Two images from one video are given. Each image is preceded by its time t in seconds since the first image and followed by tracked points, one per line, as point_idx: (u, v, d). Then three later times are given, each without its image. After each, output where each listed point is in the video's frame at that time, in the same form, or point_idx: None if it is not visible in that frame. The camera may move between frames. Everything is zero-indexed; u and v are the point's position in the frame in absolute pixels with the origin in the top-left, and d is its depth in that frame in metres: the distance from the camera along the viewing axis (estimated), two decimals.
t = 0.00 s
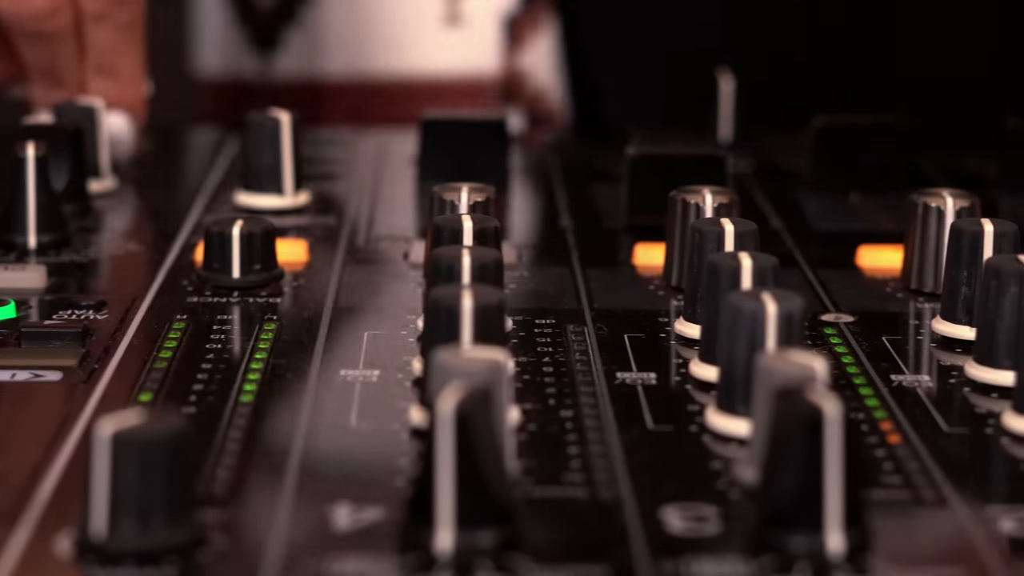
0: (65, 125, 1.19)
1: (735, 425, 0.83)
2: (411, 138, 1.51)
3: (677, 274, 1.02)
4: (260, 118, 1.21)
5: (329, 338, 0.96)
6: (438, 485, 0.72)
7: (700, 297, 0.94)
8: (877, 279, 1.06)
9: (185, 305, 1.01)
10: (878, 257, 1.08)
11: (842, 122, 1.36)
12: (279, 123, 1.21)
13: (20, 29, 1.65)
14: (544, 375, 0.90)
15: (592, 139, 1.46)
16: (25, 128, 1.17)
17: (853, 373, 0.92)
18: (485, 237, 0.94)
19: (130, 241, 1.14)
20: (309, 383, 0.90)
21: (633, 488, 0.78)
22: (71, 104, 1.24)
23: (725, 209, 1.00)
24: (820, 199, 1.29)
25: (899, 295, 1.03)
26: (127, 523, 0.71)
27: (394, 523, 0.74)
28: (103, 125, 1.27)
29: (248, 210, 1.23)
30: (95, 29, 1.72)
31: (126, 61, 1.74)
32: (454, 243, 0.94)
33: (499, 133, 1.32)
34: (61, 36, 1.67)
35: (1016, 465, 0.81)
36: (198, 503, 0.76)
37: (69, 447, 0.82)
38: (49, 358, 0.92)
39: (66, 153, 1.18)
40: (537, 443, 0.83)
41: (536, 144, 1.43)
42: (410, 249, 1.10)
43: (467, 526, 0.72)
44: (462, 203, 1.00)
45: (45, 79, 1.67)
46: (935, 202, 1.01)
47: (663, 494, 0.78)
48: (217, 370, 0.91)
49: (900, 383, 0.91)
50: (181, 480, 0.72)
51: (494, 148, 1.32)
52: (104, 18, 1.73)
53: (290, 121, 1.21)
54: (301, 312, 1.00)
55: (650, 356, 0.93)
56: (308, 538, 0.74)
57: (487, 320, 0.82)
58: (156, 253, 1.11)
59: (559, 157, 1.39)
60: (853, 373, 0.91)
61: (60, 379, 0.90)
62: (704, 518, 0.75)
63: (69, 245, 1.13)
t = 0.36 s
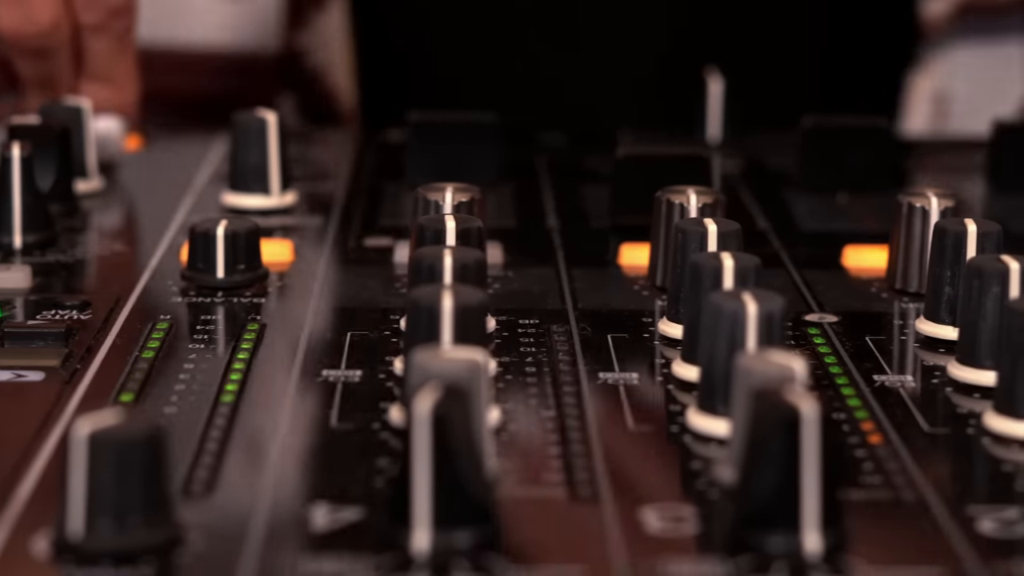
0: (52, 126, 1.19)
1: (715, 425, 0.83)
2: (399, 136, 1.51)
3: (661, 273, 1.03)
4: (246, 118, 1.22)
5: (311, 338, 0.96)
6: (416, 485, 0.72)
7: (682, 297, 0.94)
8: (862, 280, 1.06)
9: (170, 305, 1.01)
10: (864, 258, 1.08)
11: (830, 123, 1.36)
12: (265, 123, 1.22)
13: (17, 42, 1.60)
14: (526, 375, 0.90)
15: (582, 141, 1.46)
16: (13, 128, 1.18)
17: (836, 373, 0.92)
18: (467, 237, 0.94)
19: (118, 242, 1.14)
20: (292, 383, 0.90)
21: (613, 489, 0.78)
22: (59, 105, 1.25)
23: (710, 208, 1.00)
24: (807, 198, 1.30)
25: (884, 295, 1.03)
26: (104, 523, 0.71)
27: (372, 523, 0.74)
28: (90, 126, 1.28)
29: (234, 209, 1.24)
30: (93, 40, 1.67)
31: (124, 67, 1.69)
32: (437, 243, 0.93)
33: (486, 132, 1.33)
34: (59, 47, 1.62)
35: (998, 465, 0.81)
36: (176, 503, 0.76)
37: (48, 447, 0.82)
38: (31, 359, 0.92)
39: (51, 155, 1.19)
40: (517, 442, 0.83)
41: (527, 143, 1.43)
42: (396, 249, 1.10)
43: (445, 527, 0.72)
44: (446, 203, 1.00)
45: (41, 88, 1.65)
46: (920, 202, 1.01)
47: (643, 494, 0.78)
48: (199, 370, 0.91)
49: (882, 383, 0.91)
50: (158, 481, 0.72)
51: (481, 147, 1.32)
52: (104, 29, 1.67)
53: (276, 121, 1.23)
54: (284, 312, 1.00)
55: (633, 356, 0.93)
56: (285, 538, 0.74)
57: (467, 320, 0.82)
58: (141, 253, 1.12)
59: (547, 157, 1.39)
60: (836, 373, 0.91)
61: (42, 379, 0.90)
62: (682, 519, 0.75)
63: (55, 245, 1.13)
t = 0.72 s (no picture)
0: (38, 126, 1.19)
1: (696, 425, 0.83)
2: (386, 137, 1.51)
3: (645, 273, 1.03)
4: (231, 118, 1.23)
5: (293, 338, 0.96)
6: (393, 485, 0.72)
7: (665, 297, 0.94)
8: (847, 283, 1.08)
9: (153, 305, 1.01)
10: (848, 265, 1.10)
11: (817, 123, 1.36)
12: (251, 122, 1.23)
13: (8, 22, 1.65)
14: (508, 375, 0.90)
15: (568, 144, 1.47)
16: None
17: (818, 373, 0.91)
18: (450, 237, 0.94)
19: (103, 243, 1.14)
20: (273, 383, 0.90)
21: (591, 489, 0.78)
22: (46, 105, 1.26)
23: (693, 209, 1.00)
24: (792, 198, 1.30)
25: (868, 295, 1.03)
26: (80, 523, 0.71)
27: (350, 523, 0.74)
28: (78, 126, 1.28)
29: (221, 210, 1.24)
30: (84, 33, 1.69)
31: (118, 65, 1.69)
32: (419, 242, 0.93)
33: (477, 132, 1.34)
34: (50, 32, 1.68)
35: (978, 465, 0.81)
36: (154, 504, 0.75)
37: (28, 446, 0.82)
38: (13, 358, 0.92)
39: (37, 157, 1.19)
40: (496, 442, 0.82)
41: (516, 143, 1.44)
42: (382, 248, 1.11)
43: (421, 527, 0.72)
44: (430, 203, 1.00)
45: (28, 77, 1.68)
46: (904, 202, 1.02)
47: (622, 494, 0.78)
48: (180, 370, 0.91)
49: (864, 383, 0.91)
50: (134, 481, 0.72)
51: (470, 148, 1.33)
52: (97, 21, 1.70)
53: (262, 120, 1.23)
54: (267, 312, 1.00)
55: (615, 356, 0.93)
56: (263, 538, 0.73)
57: (447, 319, 0.82)
58: (126, 254, 1.12)
59: (535, 157, 1.40)
60: (817, 374, 0.91)
61: (24, 378, 0.90)
62: (660, 519, 0.75)
63: (40, 245, 1.13)
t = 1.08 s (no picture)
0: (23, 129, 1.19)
1: (675, 425, 0.83)
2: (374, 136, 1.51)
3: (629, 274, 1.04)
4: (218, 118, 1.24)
5: (276, 338, 0.96)
6: (369, 485, 0.72)
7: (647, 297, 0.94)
8: (830, 283, 1.08)
9: (137, 305, 1.01)
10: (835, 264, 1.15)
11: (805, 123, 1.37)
12: (237, 123, 1.24)
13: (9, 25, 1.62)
14: (490, 375, 0.90)
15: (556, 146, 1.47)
16: None
17: (801, 373, 0.91)
18: (433, 236, 0.94)
19: (89, 244, 1.14)
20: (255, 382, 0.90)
21: (570, 489, 0.78)
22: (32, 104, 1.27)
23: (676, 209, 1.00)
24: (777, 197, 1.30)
25: (852, 295, 1.03)
26: (56, 523, 0.71)
27: (327, 523, 0.74)
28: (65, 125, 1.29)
29: (208, 210, 1.25)
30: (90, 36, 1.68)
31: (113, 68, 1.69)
32: (402, 241, 0.93)
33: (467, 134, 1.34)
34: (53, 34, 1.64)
35: (958, 465, 0.81)
36: (132, 504, 0.75)
37: (7, 446, 0.82)
38: None
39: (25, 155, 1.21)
40: (476, 442, 0.82)
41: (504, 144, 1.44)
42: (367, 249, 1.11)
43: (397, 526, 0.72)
44: (415, 203, 1.01)
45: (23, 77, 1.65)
46: (889, 201, 1.03)
47: (601, 494, 0.78)
48: (162, 370, 0.91)
49: (846, 383, 0.90)
50: (111, 481, 0.72)
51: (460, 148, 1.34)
52: (102, 24, 1.68)
53: (248, 120, 1.24)
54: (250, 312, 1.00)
55: (598, 355, 0.93)
56: (240, 538, 0.73)
57: (426, 319, 0.82)
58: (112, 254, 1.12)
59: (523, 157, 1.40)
60: (799, 373, 0.91)
61: (5, 377, 0.90)
62: (638, 519, 0.75)
63: (27, 245, 1.13)
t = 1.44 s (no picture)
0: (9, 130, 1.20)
1: (655, 424, 0.83)
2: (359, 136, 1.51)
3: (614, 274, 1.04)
4: (203, 119, 1.24)
5: (259, 338, 0.96)
6: (346, 485, 0.72)
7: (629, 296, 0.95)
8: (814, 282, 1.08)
9: (121, 305, 1.01)
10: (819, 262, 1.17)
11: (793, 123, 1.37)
12: (223, 123, 1.24)
13: None
14: (472, 375, 0.90)
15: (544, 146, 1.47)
16: None
17: (783, 373, 0.91)
18: (416, 236, 0.94)
19: (74, 245, 1.14)
20: (237, 382, 0.90)
21: (549, 489, 0.78)
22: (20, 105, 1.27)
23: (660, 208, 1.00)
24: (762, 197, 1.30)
25: (836, 296, 1.04)
26: (33, 523, 0.71)
27: (304, 523, 0.74)
28: (51, 126, 1.30)
29: (195, 210, 1.25)
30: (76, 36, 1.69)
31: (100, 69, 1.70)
32: (384, 241, 0.93)
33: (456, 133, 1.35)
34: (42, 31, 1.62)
35: (938, 465, 0.81)
36: (110, 504, 0.75)
37: None
38: None
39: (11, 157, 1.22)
40: (456, 442, 0.82)
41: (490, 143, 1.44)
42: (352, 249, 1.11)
43: (374, 527, 0.72)
44: (399, 202, 1.01)
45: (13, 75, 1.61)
46: (874, 202, 1.04)
47: (579, 494, 0.78)
48: (144, 369, 0.91)
49: (828, 383, 0.90)
50: (88, 481, 0.72)
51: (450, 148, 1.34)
52: (90, 25, 1.70)
53: (234, 121, 1.25)
54: (233, 312, 1.00)
55: (581, 355, 0.93)
56: (218, 538, 0.73)
57: (406, 318, 0.82)
58: (97, 255, 1.12)
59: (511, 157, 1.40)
60: (781, 373, 0.91)
61: None
62: (616, 519, 0.75)
63: (12, 245, 1.13)
